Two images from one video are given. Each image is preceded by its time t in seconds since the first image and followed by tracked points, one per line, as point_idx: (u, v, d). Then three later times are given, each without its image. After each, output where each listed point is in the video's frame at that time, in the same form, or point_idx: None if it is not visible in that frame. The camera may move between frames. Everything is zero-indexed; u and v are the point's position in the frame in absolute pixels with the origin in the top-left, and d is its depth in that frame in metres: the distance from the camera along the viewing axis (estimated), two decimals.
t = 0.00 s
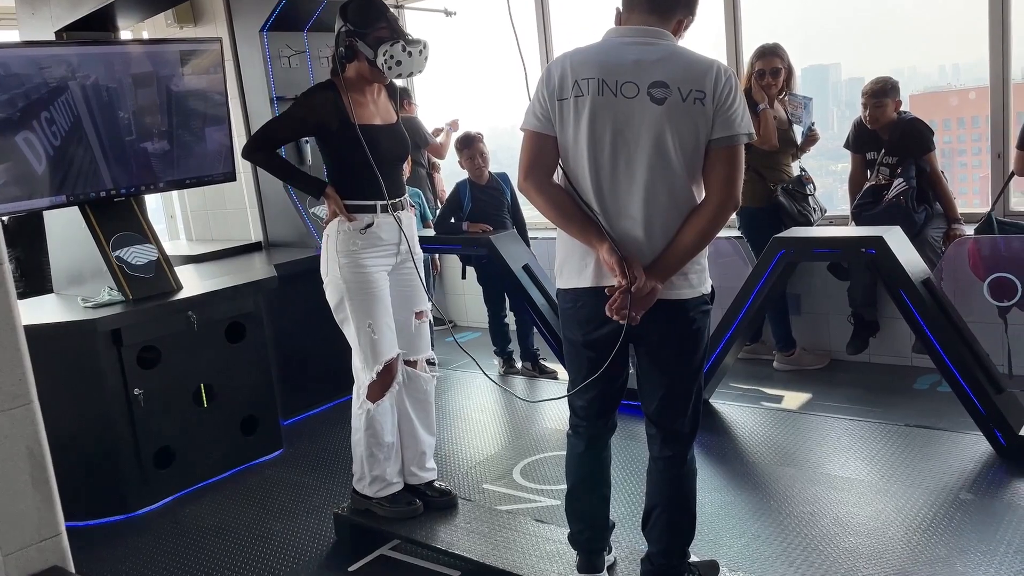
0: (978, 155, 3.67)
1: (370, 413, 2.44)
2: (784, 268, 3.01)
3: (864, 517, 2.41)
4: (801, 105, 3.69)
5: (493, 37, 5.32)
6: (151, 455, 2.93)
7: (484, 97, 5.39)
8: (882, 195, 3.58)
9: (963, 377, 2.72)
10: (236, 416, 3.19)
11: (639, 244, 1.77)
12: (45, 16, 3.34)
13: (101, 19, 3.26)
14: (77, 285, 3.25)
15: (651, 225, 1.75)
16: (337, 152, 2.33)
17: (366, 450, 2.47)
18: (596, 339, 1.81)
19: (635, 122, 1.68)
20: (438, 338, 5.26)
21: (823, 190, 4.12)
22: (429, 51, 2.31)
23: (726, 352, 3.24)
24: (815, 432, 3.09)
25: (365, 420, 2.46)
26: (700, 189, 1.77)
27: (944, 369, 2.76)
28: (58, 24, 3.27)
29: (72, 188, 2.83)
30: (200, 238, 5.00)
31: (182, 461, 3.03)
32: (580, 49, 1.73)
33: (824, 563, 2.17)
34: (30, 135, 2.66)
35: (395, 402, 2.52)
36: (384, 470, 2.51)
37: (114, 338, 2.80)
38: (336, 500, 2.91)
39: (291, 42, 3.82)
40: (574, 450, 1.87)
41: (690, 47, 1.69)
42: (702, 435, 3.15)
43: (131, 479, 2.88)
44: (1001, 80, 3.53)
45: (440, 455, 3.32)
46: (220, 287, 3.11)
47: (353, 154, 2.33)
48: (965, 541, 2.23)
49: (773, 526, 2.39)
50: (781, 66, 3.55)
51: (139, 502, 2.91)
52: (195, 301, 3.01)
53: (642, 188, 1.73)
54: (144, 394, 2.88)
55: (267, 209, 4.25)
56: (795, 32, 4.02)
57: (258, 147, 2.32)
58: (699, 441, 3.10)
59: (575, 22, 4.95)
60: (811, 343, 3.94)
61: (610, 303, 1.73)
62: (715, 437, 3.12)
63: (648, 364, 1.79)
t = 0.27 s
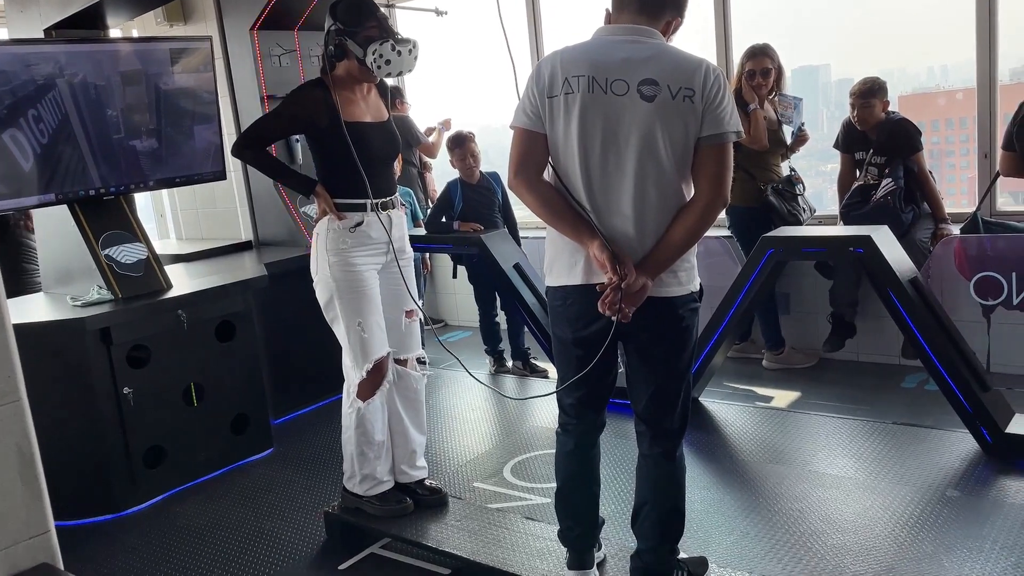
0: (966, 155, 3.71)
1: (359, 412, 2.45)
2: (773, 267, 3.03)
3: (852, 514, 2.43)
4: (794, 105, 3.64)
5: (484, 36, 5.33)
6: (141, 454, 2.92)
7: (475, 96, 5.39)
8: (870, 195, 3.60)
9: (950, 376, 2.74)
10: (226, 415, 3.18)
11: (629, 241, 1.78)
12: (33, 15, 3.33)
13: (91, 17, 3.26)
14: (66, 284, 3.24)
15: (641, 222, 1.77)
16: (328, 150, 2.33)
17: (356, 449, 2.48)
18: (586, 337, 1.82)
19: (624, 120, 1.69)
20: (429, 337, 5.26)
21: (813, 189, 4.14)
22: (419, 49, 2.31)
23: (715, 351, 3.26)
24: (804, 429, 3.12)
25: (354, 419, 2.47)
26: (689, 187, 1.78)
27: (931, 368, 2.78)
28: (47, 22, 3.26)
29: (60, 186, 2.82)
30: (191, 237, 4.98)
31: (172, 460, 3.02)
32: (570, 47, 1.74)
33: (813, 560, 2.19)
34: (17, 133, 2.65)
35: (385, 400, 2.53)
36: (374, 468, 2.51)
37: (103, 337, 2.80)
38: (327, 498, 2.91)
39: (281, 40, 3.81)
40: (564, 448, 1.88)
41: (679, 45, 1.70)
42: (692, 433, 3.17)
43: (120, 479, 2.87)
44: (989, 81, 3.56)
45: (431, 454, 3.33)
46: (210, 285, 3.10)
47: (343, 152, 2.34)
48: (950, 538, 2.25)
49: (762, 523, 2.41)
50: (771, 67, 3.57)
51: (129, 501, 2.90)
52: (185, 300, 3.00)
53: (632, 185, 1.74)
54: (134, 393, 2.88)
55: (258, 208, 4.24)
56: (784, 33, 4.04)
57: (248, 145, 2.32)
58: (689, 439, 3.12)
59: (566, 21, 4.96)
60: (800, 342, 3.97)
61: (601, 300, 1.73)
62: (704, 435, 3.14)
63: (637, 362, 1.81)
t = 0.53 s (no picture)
0: (957, 157, 3.74)
1: (354, 414, 2.45)
2: (766, 269, 3.05)
3: (845, 516, 2.44)
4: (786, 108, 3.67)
5: (478, 38, 5.34)
6: (134, 456, 2.91)
7: (468, 97, 5.40)
8: (864, 197, 3.63)
9: (942, 379, 2.76)
10: (220, 417, 3.18)
11: (624, 245, 1.79)
12: (27, 16, 3.32)
13: (85, 18, 3.25)
14: (60, 285, 3.23)
15: (636, 226, 1.78)
16: (323, 152, 2.34)
17: (350, 451, 2.48)
18: (581, 340, 1.83)
19: (619, 124, 1.70)
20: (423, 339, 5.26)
21: (805, 192, 4.17)
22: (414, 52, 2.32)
23: (708, 353, 3.27)
24: (795, 431, 3.13)
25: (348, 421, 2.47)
26: (683, 191, 1.80)
27: (923, 370, 2.80)
28: (41, 24, 3.25)
29: (54, 188, 2.81)
30: (183, 239, 4.97)
31: (166, 462, 3.01)
32: (565, 52, 1.75)
33: (806, 562, 2.20)
34: (11, 135, 2.65)
35: (380, 402, 2.53)
36: (368, 470, 2.51)
37: (97, 339, 2.79)
38: (321, 500, 2.91)
39: (275, 42, 3.82)
40: (559, 450, 1.88)
41: (673, 50, 1.72)
42: (686, 435, 3.18)
43: (113, 481, 2.86)
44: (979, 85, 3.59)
45: (425, 456, 3.33)
46: (204, 287, 3.10)
47: (338, 154, 2.34)
48: (943, 540, 2.27)
49: (755, 526, 2.42)
50: (764, 70, 3.59)
51: (122, 503, 2.90)
52: (179, 302, 3.00)
53: (627, 189, 1.75)
54: (128, 395, 2.87)
55: (252, 210, 4.24)
56: (777, 37, 4.07)
57: (243, 147, 2.32)
58: (682, 441, 3.13)
59: (559, 23, 4.98)
60: (792, 344, 3.99)
61: (596, 303, 1.74)
62: (698, 437, 3.16)
63: (631, 365, 1.82)
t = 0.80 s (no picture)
0: (950, 160, 3.76)
1: (350, 416, 2.45)
2: (760, 271, 3.06)
3: (839, 517, 2.46)
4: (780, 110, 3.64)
5: (473, 40, 5.32)
6: (129, 457, 2.91)
7: (463, 99, 5.41)
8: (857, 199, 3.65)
9: (935, 381, 2.78)
10: (215, 419, 3.18)
11: (621, 246, 1.80)
12: (22, 17, 3.31)
13: (81, 20, 3.25)
14: (55, 287, 3.22)
15: (633, 228, 1.79)
16: (321, 153, 2.34)
17: (346, 453, 2.48)
18: (578, 341, 1.84)
19: (617, 126, 1.72)
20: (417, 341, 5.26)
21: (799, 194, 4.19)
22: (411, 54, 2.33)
23: (703, 354, 3.28)
24: (790, 432, 3.15)
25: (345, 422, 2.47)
26: (681, 193, 1.81)
27: (916, 372, 2.82)
28: (36, 25, 3.25)
29: (50, 189, 2.81)
30: (178, 240, 4.96)
31: (161, 464, 3.01)
32: (563, 55, 1.76)
33: (801, 563, 2.21)
34: (8, 137, 2.64)
35: (376, 404, 2.54)
36: (364, 472, 2.52)
37: (93, 341, 2.79)
38: (316, 502, 2.91)
39: (270, 43, 3.82)
40: (555, 451, 1.89)
41: (671, 53, 1.73)
42: (681, 437, 3.20)
43: (108, 483, 2.86)
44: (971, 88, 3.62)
45: (420, 458, 3.33)
46: (200, 289, 3.10)
47: (336, 156, 2.35)
48: (937, 541, 2.28)
49: (751, 527, 2.43)
50: (758, 73, 3.61)
51: (117, 505, 2.90)
52: (175, 303, 2.99)
53: (624, 191, 1.76)
54: (122, 396, 2.87)
55: (247, 211, 4.23)
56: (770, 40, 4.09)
57: (240, 149, 2.32)
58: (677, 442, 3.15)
59: (554, 25, 4.99)
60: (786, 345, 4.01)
61: (593, 304, 1.75)
62: (692, 439, 3.17)
63: (628, 366, 1.82)
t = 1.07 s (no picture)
0: (943, 161, 3.79)
1: (346, 416, 2.45)
2: (755, 272, 3.07)
3: (834, 516, 2.47)
4: (775, 112, 3.60)
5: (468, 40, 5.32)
6: (123, 458, 2.90)
7: (458, 99, 5.40)
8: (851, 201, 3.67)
9: (929, 382, 2.80)
10: (209, 419, 3.17)
11: (619, 246, 1.81)
12: (15, 17, 3.30)
13: (75, 20, 3.24)
14: (49, 287, 3.21)
15: (631, 228, 1.79)
16: (316, 154, 2.34)
17: (341, 453, 2.48)
18: (574, 341, 1.84)
19: (615, 127, 1.72)
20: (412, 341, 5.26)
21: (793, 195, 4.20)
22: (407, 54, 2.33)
23: (698, 355, 3.29)
24: (784, 433, 3.16)
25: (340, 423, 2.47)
26: (677, 193, 1.82)
27: (910, 373, 2.84)
28: (29, 25, 3.24)
29: (43, 189, 2.80)
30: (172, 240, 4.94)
31: (155, 465, 3.00)
32: (561, 55, 1.77)
33: (796, 562, 2.22)
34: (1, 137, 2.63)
35: (372, 404, 2.53)
36: (360, 472, 2.52)
37: (87, 341, 2.78)
38: (311, 503, 2.91)
39: (265, 43, 3.81)
40: (552, 450, 1.90)
41: (668, 54, 1.74)
42: (676, 437, 3.20)
43: (102, 484, 2.85)
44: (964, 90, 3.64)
45: (415, 458, 3.33)
46: (194, 289, 3.09)
47: (332, 156, 2.35)
48: (931, 541, 2.29)
49: (746, 527, 2.44)
50: (753, 74, 3.62)
51: (111, 506, 2.89)
52: (168, 304, 2.99)
53: (622, 191, 1.77)
54: (117, 397, 2.86)
55: (241, 212, 4.22)
56: (765, 41, 4.10)
57: (236, 149, 2.32)
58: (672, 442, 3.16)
59: (549, 26, 4.99)
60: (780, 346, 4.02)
61: (591, 303, 1.76)
62: (687, 439, 3.18)
63: (624, 365, 1.83)
